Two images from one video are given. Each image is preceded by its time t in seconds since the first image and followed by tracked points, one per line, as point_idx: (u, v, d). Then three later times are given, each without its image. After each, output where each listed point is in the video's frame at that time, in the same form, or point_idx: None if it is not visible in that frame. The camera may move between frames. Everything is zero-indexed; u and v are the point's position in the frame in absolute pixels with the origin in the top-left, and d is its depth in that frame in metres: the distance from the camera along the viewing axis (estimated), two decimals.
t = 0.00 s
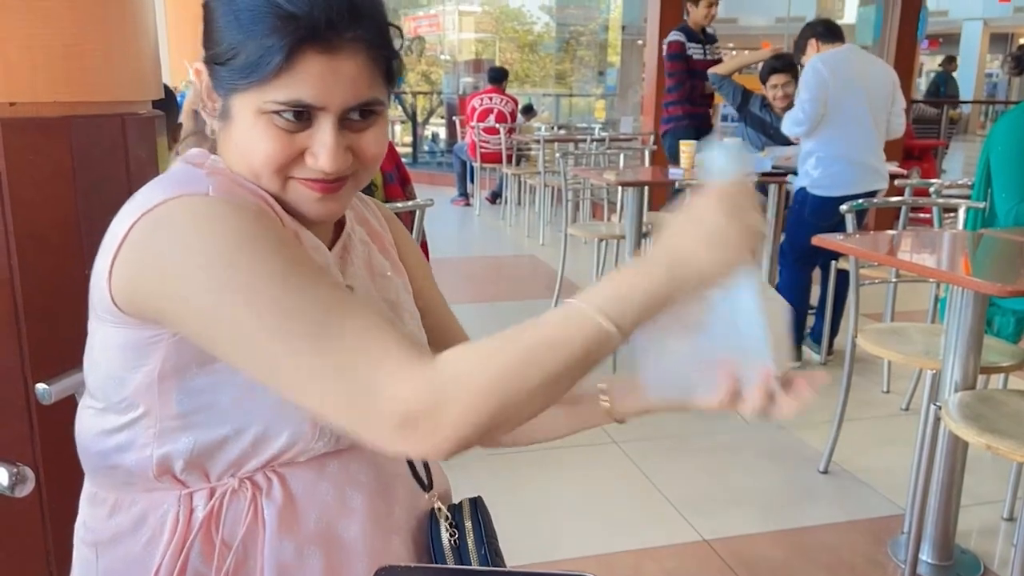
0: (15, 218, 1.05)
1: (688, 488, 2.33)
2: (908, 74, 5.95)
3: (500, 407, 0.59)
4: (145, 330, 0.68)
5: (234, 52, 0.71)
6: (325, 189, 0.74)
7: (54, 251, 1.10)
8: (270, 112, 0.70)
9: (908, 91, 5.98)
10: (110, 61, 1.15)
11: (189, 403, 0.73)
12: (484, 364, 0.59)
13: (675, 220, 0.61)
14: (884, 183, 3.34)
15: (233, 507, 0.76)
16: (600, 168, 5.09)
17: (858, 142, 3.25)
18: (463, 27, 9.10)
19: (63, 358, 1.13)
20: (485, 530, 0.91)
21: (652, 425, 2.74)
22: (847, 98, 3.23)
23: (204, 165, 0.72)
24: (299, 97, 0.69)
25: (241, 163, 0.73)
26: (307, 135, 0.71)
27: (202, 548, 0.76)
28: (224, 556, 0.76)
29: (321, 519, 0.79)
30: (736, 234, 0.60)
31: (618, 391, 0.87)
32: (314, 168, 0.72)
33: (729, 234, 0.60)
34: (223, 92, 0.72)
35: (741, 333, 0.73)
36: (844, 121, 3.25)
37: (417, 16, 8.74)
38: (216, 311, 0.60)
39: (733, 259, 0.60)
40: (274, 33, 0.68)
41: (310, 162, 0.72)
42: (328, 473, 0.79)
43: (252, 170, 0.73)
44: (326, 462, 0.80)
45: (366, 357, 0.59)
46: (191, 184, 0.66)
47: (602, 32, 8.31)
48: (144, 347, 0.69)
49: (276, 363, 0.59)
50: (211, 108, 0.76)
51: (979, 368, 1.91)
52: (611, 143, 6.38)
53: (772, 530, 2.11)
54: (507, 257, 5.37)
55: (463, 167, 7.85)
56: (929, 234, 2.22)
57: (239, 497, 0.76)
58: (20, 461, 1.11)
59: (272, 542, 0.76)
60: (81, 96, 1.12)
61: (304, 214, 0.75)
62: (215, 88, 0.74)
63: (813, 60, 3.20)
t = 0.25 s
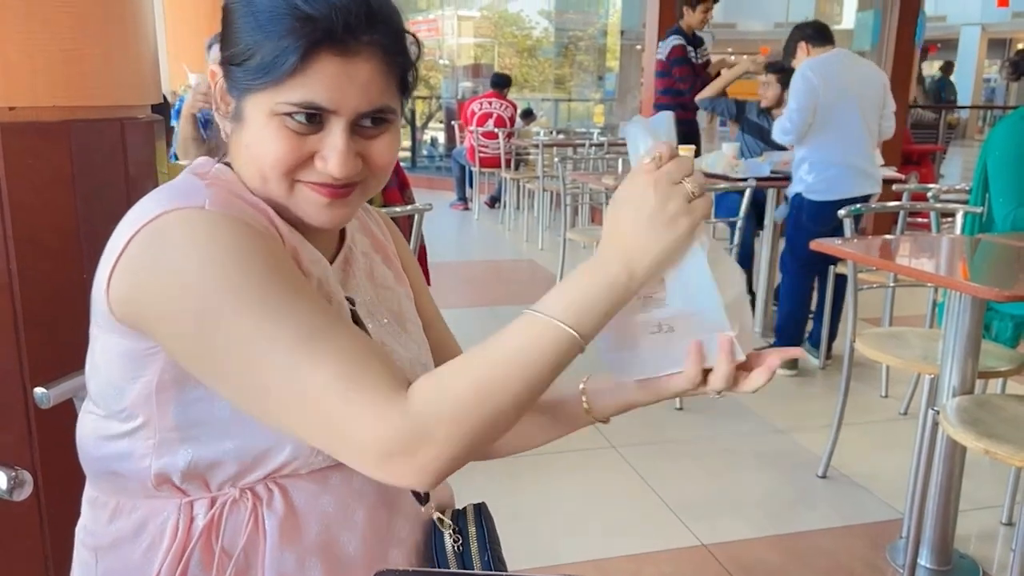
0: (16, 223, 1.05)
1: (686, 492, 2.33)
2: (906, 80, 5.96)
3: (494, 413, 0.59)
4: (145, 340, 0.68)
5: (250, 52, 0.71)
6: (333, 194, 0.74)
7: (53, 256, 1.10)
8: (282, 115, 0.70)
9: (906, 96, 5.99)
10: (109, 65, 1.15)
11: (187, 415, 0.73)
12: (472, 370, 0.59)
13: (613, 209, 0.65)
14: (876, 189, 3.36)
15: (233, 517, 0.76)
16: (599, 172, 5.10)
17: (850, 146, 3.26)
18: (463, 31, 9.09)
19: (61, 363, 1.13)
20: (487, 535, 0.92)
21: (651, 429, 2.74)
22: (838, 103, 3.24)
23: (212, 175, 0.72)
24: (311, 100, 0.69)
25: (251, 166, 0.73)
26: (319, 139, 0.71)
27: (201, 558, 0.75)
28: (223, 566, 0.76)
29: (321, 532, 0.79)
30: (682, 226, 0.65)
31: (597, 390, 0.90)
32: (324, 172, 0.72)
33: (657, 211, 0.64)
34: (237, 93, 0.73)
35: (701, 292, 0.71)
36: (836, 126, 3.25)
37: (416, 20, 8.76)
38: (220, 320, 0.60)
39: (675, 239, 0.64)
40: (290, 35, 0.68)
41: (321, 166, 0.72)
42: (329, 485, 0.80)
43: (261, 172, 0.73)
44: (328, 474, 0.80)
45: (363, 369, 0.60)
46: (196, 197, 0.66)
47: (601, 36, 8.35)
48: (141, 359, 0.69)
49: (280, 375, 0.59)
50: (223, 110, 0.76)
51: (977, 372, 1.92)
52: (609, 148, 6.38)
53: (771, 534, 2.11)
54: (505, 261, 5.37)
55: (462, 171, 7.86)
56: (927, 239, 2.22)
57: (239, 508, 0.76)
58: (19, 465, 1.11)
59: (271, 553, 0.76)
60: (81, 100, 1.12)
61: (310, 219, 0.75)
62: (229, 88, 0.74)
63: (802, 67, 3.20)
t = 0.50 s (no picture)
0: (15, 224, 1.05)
1: (685, 494, 2.33)
2: (904, 83, 5.97)
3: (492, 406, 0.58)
4: (141, 340, 0.68)
5: (250, 49, 0.71)
6: (328, 192, 0.74)
7: (53, 258, 1.10)
8: (280, 111, 0.70)
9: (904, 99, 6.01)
10: (107, 66, 1.15)
11: (182, 414, 0.73)
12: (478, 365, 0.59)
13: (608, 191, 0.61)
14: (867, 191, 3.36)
15: (231, 518, 0.76)
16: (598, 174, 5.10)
17: (846, 149, 3.26)
18: (461, 33, 9.11)
19: (59, 365, 1.12)
20: (486, 539, 0.91)
21: (650, 431, 2.74)
22: (828, 106, 3.24)
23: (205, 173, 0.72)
24: (309, 96, 0.69)
25: (247, 163, 0.73)
26: (316, 136, 0.71)
27: (198, 559, 0.75)
28: (221, 566, 0.76)
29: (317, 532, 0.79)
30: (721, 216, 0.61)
31: (605, 375, 0.90)
32: (319, 170, 0.72)
33: (669, 186, 0.60)
34: (235, 90, 0.73)
35: (698, 270, 0.70)
36: (825, 129, 3.26)
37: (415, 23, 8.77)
38: (218, 319, 0.60)
39: (666, 211, 0.60)
40: (289, 31, 0.68)
41: (316, 163, 0.72)
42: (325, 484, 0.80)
43: (256, 169, 0.73)
44: (325, 472, 0.80)
45: (362, 360, 0.59)
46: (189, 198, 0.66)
47: (599, 38, 8.38)
48: (137, 358, 0.69)
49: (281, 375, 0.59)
50: (220, 109, 0.76)
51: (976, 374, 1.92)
52: (608, 150, 6.39)
53: (770, 536, 2.11)
54: (504, 263, 5.37)
55: (461, 174, 7.86)
56: (926, 241, 2.22)
57: (236, 508, 0.76)
58: (17, 468, 1.11)
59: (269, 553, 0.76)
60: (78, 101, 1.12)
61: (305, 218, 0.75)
62: (227, 85, 0.74)
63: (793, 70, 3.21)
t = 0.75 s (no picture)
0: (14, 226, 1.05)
1: (684, 496, 2.33)
2: (903, 85, 5.97)
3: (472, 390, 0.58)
4: (138, 339, 0.68)
5: (219, 43, 0.72)
6: (308, 178, 0.73)
7: (51, 259, 1.10)
8: (252, 101, 0.71)
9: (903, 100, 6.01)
10: (105, 68, 1.15)
11: (178, 412, 0.73)
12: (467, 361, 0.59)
13: (653, 216, 0.61)
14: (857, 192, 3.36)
15: (227, 517, 0.76)
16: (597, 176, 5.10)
17: (837, 151, 3.25)
18: (460, 35, 9.13)
19: (59, 367, 1.12)
20: (480, 538, 0.91)
21: (649, 432, 2.74)
22: (819, 108, 3.24)
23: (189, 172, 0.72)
24: (277, 80, 0.70)
25: (228, 158, 0.74)
26: (290, 123, 0.71)
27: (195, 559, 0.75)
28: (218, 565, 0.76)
29: (312, 530, 0.78)
30: (719, 210, 0.61)
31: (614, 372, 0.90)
32: (295, 157, 0.72)
33: (714, 218, 0.61)
34: (210, 88, 0.73)
35: (738, 300, 0.69)
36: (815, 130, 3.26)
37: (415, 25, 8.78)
38: (211, 317, 0.60)
39: (716, 239, 0.61)
40: (253, 19, 0.69)
41: (292, 150, 0.72)
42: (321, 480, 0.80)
43: (236, 163, 0.73)
44: (319, 469, 0.80)
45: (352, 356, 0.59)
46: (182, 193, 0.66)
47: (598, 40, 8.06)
48: (134, 357, 0.69)
49: (278, 369, 0.59)
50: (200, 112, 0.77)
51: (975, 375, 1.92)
52: (607, 151, 6.39)
53: (769, 538, 2.11)
54: (504, 265, 5.38)
55: (460, 175, 7.86)
56: (925, 242, 2.22)
57: (233, 507, 0.76)
58: (16, 470, 1.11)
59: (264, 552, 0.76)
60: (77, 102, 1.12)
61: (288, 211, 0.74)
62: (203, 85, 0.74)
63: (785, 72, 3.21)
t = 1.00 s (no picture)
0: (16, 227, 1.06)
1: (685, 497, 2.33)
2: (903, 87, 5.97)
3: (476, 389, 0.58)
4: (133, 339, 0.68)
5: (234, 41, 0.72)
6: (312, 183, 0.73)
7: (53, 260, 1.10)
8: (265, 102, 0.71)
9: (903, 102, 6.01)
10: (108, 70, 1.15)
11: (175, 413, 0.73)
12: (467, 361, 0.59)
13: (631, 207, 0.60)
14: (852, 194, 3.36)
15: (227, 516, 0.76)
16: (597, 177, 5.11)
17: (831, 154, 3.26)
18: (460, 37, 9.16)
19: (61, 368, 1.12)
20: (480, 540, 0.92)
21: (650, 434, 2.75)
22: (814, 111, 3.24)
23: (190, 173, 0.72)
24: (292, 84, 0.70)
25: (234, 157, 0.74)
26: (302, 127, 0.71)
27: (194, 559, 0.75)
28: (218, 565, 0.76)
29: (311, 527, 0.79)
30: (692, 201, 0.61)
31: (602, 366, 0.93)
32: (303, 160, 0.72)
33: (687, 206, 0.60)
34: (221, 85, 0.73)
35: (708, 285, 0.74)
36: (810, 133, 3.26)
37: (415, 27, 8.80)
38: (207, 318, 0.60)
39: (691, 223, 0.60)
40: (270, 22, 0.69)
41: (301, 154, 0.72)
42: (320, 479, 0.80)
43: (242, 162, 0.73)
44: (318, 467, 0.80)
45: (346, 357, 0.59)
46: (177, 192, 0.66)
47: (598, 42, 8.06)
48: (129, 358, 0.69)
49: (274, 372, 0.59)
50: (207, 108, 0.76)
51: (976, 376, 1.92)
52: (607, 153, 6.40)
53: (770, 539, 2.11)
54: (504, 266, 5.38)
55: (460, 177, 7.86)
56: (925, 244, 2.22)
57: (232, 506, 0.76)
58: (18, 471, 1.11)
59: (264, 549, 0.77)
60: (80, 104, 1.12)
61: (290, 213, 0.75)
62: (213, 81, 0.74)
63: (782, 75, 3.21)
